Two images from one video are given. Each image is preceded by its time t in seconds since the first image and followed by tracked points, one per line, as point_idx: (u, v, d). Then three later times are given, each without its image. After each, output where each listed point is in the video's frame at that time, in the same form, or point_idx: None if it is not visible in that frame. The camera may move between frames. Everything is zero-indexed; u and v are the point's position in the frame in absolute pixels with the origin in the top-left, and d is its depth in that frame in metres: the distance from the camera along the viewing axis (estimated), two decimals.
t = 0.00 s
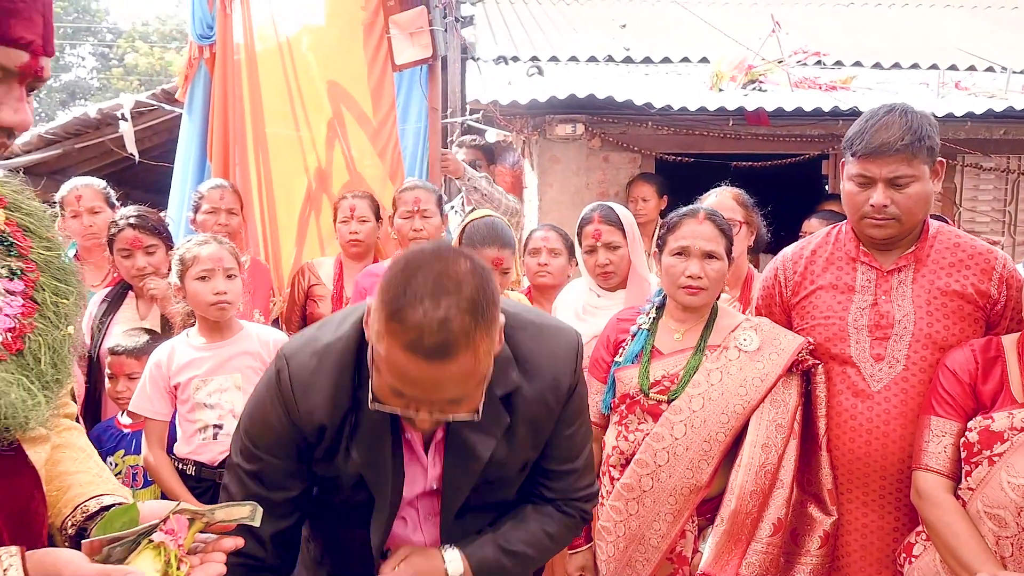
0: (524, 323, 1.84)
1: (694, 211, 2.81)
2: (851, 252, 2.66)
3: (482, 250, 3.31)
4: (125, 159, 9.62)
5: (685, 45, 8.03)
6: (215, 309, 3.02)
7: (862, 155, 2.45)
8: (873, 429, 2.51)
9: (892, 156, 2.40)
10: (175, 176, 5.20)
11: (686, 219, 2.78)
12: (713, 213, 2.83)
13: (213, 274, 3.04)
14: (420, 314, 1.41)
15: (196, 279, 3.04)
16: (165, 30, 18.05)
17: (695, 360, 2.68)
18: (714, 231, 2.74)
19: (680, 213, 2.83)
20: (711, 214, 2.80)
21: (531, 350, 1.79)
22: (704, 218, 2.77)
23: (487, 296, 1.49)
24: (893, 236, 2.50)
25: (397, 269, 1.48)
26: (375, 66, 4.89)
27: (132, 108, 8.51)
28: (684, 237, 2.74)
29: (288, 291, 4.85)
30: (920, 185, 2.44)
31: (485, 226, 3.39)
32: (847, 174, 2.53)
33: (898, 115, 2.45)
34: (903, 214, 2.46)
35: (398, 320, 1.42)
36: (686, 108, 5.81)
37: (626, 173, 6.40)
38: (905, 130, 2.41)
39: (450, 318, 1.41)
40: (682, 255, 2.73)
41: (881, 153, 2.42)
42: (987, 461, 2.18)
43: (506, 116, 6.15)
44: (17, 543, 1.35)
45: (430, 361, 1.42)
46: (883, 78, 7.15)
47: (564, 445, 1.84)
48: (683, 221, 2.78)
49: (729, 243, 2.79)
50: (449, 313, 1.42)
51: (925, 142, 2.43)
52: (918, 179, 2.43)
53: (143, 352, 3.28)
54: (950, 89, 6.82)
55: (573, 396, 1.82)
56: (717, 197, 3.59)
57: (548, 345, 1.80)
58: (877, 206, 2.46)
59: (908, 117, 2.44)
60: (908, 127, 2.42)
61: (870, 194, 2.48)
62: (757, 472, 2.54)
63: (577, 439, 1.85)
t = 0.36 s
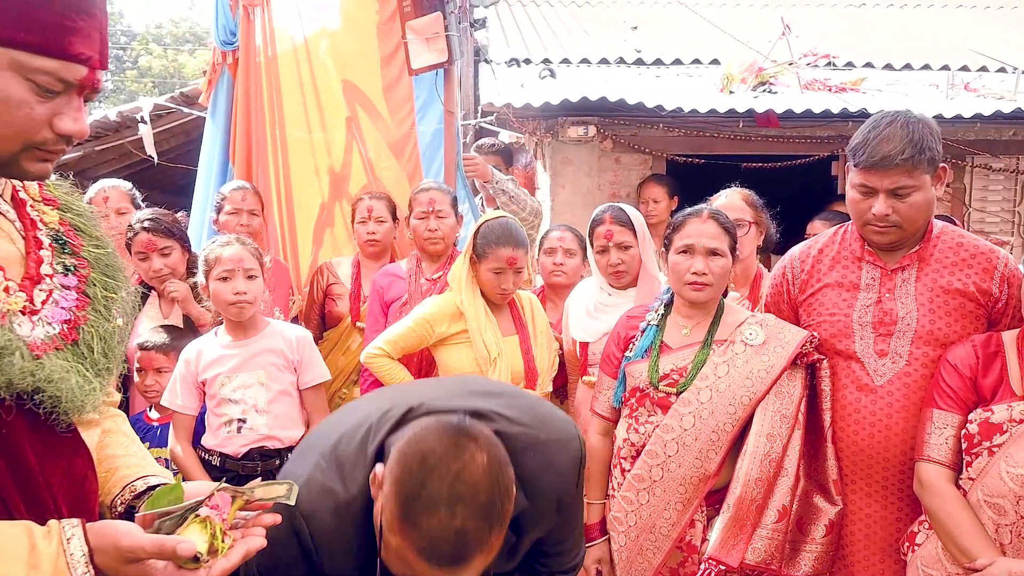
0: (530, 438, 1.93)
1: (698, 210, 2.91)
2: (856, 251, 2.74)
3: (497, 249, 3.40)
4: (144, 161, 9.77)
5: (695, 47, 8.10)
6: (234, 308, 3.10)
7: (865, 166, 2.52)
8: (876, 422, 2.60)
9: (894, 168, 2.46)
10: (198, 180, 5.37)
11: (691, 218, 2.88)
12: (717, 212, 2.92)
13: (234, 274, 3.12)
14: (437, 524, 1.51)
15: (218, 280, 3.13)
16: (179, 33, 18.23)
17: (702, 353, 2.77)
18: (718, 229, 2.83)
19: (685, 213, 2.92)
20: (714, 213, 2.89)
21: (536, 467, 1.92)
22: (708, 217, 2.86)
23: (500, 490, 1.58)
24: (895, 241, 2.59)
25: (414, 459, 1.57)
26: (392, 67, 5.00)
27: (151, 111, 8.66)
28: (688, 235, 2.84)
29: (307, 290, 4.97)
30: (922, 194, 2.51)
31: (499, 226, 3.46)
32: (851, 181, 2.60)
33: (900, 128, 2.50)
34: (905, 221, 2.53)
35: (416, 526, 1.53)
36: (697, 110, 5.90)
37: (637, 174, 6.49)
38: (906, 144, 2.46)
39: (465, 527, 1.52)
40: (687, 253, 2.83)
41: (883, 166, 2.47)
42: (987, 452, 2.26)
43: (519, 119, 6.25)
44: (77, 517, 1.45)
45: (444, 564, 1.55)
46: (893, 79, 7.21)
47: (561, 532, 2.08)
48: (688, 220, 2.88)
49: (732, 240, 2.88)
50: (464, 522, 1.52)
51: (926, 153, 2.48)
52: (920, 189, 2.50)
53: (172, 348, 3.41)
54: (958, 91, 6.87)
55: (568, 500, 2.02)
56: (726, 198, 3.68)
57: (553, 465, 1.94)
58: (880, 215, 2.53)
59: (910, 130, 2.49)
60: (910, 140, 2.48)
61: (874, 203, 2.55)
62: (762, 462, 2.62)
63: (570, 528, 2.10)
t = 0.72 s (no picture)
0: (535, 546, 1.23)
1: (704, 213, 2.96)
2: (863, 253, 2.80)
3: (510, 250, 3.46)
4: (159, 163, 9.90)
5: (705, 48, 8.15)
6: (254, 308, 3.17)
7: (870, 173, 2.57)
8: (883, 421, 2.65)
9: (898, 175, 2.52)
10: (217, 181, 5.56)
11: (697, 221, 2.94)
12: (723, 214, 2.97)
13: (253, 275, 3.19)
14: None
15: (238, 281, 3.20)
16: (190, 35, 18.40)
17: (710, 352, 2.84)
18: (724, 232, 2.89)
19: (692, 216, 2.98)
20: (720, 216, 2.95)
21: None
22: (714, 220, 2.91)
23: None
24: (901, 244, 2.64)
25: None
26: (407, 71, 5.09)
27: (166, 113, 8.78)
28: (695, 237, 2.90)
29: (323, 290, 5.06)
30: (927, 199, 2.56)
31: (511, 229, 3.51)
32: (857, 187, 2.66)
33: (905, 136, 2.56)
34: (910, 226, 2.58)
35: None
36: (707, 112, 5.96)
37: (648, 176, 6.54)
38: (910, 151, 2.52)
39: None
40: (693, 254, 2.89)
41: (887, 173, 2.53)
42: (991, 450, 2.32)
43: (530, 121, 6.33)
44: (117, 505, 1.54)
45: None
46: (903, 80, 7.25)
47: None
48: (694, 223, 2.94)
49: (739, 242, 2.93)
50: None
51: (931, 160, 2.53)
52: (925, 195, 2.55)
53: (192, 347, 3.50)
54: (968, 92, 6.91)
55: None
56: (738, 200, 3.74)
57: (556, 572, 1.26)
58: (886, 220, 2.58)
59: (915, 138, 2.55)
60: (914, 147, 2.53)
61: (879, 208, 2.60)
62: (769, 458, 2.68)
63: None
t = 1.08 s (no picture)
0: None
1: (714, 214, 3.02)
2: (871, 254, 2.85)
3: (523, 251, 3.52)
4: (173, 164, 10.00)
5: (715, 50, 8.19)
6: (275, 306, 3.25)
7: (877, 175, 2.62)
8: (890, 418, 2.70)
9: (903, 176, 2.57)
10: (233, 184, 5.64)
11: (706, 222, 3.00)
12: (732, 215, 3.03)
13: (274, 274, 3.27)
14: None
15: (259, 281, 3.28)
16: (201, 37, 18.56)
17: (719, 351, 2.91)
18: (733, 233, 2.94)
19: (701, 217, 3.05)
20: (729, 216, 3.01)
21: None
22: (723, 221, 2.97)
23: None
24: (907, 245, 2.69)
25: None
26: (423, 76, 5.22)
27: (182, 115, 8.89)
28: (704, 237, 2.96)
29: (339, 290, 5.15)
30: (932, 201, 2.61)
31: (524, 230, 3.58)
32: (864, 189, 2.71)
33: (910, 139, 2.62)
34: (916, 227, 2.63)
35: None
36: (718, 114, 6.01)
37: (659, 177, 6.59)
38: (915, 153, 2.57)
39: None
40: (702, 254, 2.95)
41: (893, 175, 2.58)
42: (996, 445, 2.36)
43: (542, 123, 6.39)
44: (153, 492, 1.62)
45: None
46: (914, 81, 7.28)
47: None
48: (703, 224, 3.00)
49: (747, 242, 2.99)
50: None
51: (936, 162, 2.58)
52: (931, 196, 2.61)
53: (210, 345, 3.59)
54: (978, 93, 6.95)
55: None
56: (750, 202, 3.80)
57: None
58: (892, 222, 2.63)
59: (920, 140, 2.61)
60: (920, 150, 2.59)
61: (886, 210, 2.65)
62: (775, 454, 2.74)
63: None
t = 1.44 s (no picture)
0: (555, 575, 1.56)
1: (727, 216, 3.06)
2: (882, 256, 2.87)
3: (539, 254, 3.57)
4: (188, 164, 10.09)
5: (725, 50, 8.21)
6: (295, 306, 3.31)
7: (887, 178, 2.65)
8: (902, 419, 2.73)
9: (913, 180, 2.60)
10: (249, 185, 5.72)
11: (718, 224, 3.04)
12: (745, 217, 3.06)
13: (295, 275, 3.32)
14: None
15: (280, 281, 3.33)
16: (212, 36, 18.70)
17: (730, 352, 2.94)
18: (743, 235, 2.97)
19: (714, 219, 3.09)
20: (742, 219, 3.04)
21: None
22: (735, 223, 3.00)
23: None
24: (917, 248, 2.71)
25: None
26: (438, 80, 5.22)
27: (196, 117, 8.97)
28: (717, 239, 3.00)
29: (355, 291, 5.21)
30: (942, 204, 2.64)
31: (539, 232, 3.62)
32: (874, 192, 2.74)
33: (919, 143, 2.64)
34: (926, 230, 2.66)
35: None
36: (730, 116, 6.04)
37: (670, 178, 6.62)
38: (925, 157, 2.60)
39: None
40: (713, 256, 2.99)
41: (903, 178, 2.61)
42: (1007, 446, 2.39)
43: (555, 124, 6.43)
44: (182, 488, 1.67)
45: None
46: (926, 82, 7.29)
47: None
48: (715, 226, 3.04)
49: (760, 244, 3.02)
50: None
51: (945, 166, 2.61)
52: (940, 200, 2.63)
53: (229, 345, 3.66)
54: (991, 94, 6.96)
55: None
56: (765, 203, 3.83)
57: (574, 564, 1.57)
58: (902, 225, 2.66)
59: (930, 144, 2.63)
60: (929, 153, 2.61)
61: (896, 212, 2.68)
62: (782, 455, 2.76)
63: None
